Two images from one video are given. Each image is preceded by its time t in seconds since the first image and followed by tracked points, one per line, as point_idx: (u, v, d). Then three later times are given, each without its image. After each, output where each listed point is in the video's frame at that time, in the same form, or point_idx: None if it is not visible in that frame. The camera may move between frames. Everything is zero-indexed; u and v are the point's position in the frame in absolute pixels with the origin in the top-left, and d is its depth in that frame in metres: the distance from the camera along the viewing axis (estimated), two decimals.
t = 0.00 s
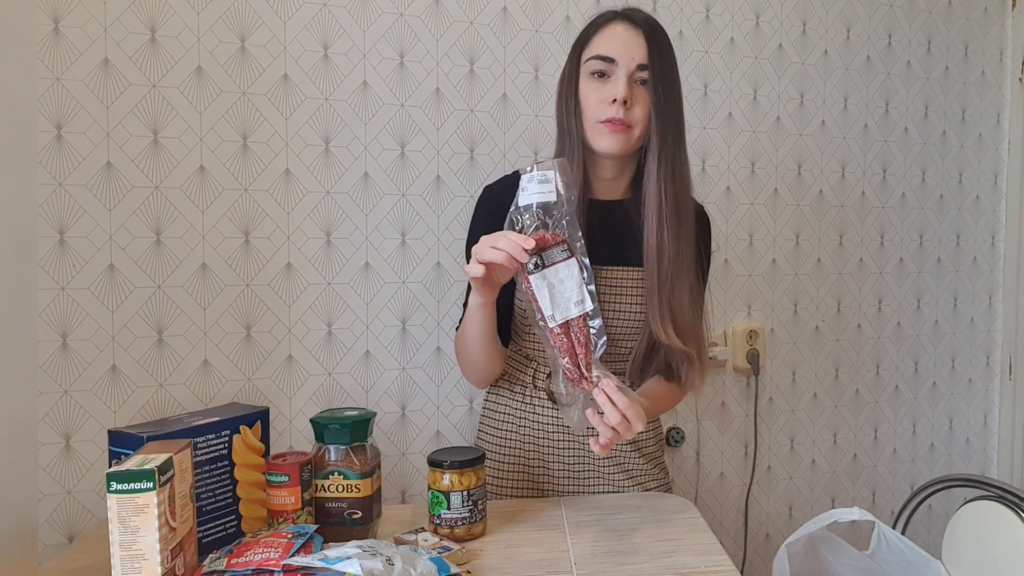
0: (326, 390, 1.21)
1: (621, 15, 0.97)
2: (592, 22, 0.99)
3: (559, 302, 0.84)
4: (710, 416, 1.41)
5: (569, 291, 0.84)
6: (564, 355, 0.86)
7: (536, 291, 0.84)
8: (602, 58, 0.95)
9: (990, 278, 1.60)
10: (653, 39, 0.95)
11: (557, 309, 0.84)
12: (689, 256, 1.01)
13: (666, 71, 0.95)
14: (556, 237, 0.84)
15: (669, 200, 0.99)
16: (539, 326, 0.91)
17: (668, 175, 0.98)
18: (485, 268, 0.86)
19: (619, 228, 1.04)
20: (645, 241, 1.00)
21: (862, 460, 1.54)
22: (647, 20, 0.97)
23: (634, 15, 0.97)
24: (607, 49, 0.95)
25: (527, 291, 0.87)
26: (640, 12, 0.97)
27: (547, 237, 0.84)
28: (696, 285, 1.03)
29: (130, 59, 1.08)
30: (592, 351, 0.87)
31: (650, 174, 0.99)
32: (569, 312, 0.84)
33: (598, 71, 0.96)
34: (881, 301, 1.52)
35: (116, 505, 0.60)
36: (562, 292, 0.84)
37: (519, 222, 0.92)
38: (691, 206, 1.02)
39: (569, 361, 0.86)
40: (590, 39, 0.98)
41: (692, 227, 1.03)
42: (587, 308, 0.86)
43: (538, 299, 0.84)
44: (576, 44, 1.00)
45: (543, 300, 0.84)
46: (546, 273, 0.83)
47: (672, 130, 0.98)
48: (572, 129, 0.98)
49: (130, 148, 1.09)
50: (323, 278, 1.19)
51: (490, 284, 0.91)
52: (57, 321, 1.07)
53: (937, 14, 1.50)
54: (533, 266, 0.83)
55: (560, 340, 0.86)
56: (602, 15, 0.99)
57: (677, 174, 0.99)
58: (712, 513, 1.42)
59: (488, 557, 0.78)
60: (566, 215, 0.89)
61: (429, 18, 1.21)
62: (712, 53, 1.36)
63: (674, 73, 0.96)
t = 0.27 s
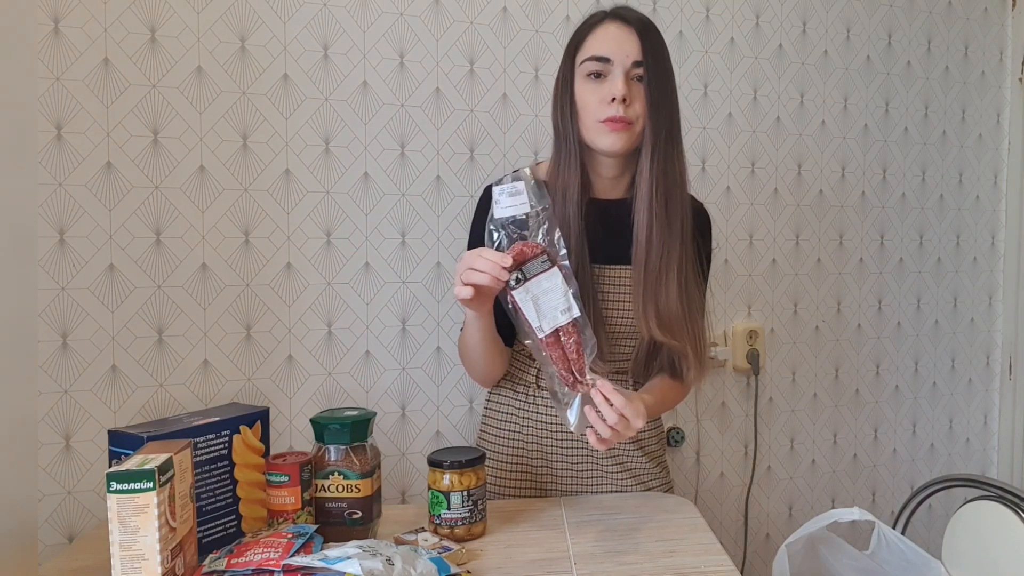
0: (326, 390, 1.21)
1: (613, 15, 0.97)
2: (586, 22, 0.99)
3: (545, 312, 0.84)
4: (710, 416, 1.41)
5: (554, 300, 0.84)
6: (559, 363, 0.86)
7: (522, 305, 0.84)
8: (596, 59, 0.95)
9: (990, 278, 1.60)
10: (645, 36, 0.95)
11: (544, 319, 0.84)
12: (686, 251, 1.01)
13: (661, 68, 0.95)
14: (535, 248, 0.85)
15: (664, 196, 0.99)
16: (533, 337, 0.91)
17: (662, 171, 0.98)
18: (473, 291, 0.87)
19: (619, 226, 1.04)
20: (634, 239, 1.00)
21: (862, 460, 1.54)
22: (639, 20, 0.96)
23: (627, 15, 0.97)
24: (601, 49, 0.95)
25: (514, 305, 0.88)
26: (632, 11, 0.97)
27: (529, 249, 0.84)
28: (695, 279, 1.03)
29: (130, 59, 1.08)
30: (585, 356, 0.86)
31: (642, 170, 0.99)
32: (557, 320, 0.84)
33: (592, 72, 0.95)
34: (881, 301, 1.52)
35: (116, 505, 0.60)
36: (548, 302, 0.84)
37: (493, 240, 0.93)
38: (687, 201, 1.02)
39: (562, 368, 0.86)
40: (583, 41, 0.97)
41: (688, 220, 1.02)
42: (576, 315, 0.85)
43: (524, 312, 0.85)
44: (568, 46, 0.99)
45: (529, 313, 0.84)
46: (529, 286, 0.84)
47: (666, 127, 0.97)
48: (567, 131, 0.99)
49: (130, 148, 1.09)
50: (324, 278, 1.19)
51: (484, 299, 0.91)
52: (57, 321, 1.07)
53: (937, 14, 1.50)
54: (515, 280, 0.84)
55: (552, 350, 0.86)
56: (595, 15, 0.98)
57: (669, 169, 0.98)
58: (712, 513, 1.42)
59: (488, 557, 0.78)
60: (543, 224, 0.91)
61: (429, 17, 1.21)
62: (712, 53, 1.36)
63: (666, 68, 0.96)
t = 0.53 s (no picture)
0: (326, 390, 1.21)
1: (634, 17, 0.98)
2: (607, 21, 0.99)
3: (550, 314, 0.84)
4: (710, 416, 1.41)
5: (560, 303, 0.84)
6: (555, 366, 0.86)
7: (528, 304, 0.84)
8: (616, 56, 0.95)
9: (990, 278, 1.60)
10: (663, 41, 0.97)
11: (548, 320, 0.84)
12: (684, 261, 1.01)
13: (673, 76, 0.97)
14: (548, 249, 0.85)
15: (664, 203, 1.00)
16: (533, 337, 0.92)
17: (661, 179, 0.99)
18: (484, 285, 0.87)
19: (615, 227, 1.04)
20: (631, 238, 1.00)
21: (862, 460, 1.54)
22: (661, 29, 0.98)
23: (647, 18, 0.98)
24: (621, 47, 0.95)
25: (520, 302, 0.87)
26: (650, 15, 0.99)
27: (542, 250, 0.84)
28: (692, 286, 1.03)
29: (130, 59, 1.08)
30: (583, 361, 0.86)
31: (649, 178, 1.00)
32: (560, 324, 0.84)
33: (608, 66, 0.96)
34: (881, 301, 1.52)
35: (116, 505, 0.60)
36: (553, 304, 0.84)
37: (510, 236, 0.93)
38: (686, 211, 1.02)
39: (559, 371, 0.86)
40: (604, 35, 0.98)
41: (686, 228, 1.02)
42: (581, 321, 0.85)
43: (529, 311, 0.85)
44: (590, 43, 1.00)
45: (534, 313, 0.84)
46: (537, 286, 0.84)
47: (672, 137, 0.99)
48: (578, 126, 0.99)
49: (130, 149, 1.09)
50: (324, 278, 1.19)
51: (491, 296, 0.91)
52: (57, 321, 1.07)
53: (937, 14, 1.50)
54: (525, 279, 0.83)
55: (552, 352, 0.86)
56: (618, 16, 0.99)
57: (670, 174, 0.99)
58: (712, 514, 1.42)
59: (487, 557, 0.78)
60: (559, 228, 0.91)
61: (429, 17, 1.21)
62: (712, 53, 1.36)
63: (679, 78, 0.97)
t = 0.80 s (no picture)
0: (326, 390, 1.21)
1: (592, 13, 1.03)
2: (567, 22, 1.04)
3: (547, 305, 0.85)
4: (710, 416, 1.41)
5: (557, 295, 0.85)
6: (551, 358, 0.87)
7: (525, 296, 0.85)
8: (574, 47, 0.98)
9: (990, 278, 1.60)
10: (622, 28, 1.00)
11: (545, 311, 0.85)
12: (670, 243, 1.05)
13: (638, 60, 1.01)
14: (546, 241, 0.85)
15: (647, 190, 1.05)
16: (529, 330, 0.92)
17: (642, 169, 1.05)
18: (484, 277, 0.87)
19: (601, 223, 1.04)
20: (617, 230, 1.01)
21: (862, 460, 1.54)
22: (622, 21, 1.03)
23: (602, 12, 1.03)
24: (581, 38, 0.99)
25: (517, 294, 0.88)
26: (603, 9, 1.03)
27: (542, 242, 0.85)
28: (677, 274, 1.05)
29: (130, 59, 1.08)
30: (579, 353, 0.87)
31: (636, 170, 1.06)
32: (557, 315, 0.86)
33: (569, 59, 0.99)
34: (881, 301, 1.52)
35: (116, 505, 0.60)
36: (551, 296, 0.85)
37: (507, 228, 0.94)
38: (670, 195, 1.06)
39: (555, 363, 0.87)
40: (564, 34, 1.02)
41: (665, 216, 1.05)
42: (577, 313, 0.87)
43: (527, 303, 0.86)
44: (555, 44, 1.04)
45: (531, 304, 0.85)
46: (535, 277, 0.85)
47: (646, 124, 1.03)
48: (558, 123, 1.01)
49: (130, 149, 1.09)
50: (324, 278, 1.19)
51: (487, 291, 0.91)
52: (57, 321, 1.07)
53: (936, 14, 1.50)
54: (523, 270, 0.84)
55: (548, 344, 0.87)
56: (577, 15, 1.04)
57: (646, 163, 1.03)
58: (712, 514, 1.42)
59: (487, 557, 0.78)
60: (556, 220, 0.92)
61: (429, 17, 1.21)
62: (712, 53, 1.36)
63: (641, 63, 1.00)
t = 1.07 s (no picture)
0: (326, 390, 1.21)
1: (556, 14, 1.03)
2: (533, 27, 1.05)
3: (540, 299, 0.85)
4: (710, 416, 1.41)
5: (550, 289, 0.85)
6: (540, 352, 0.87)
7: (518, 287, 0.85)
8: (542, 54, 0.99)
9: (990, 278, 1.60)
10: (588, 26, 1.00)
11: (537, 305, 0.85)
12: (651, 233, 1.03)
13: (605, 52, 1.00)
14: (542, 234, 0.85)
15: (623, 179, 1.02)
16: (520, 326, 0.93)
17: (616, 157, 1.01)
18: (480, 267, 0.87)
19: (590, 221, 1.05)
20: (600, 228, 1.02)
21: (862, 460, 1.54)
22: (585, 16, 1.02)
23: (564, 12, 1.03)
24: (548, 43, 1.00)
25: (513, 285, 0.88)
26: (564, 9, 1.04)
27: (539, 236, 0.85)
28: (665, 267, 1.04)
29: (130, 59, 1.08)
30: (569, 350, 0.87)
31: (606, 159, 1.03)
32: (549, 309, 0.85)
33: (542, 67, 1.00)
34: (881, 301, 1.52)
35: (116, 505, 0.60)
36: (544, 290, 0.85)
37: (505, 218, 0.94)
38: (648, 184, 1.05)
39: (543, 357, 0.86)
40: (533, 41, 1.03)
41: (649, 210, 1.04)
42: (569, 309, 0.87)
43: (520, 294, 0.86)
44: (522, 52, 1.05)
45: (524, 296, 0.85)
46: (529, 270, 0.84)
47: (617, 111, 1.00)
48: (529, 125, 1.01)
49: (130, 149, 1.09)
50: (323, 278, 1.19)
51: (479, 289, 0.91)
52: (57, 321, 1.07)
53: (936, 14, 1.50)
54: (518, 262, 0.84)
55: (538, 336, 0.86)
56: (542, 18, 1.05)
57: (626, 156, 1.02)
58: (712, 514, 1.42)
59: (487, 557, 0.78)
60: (555, 213, 0.92)
61: (429, 17, 1.21)
62: (712, 53, 1.36)
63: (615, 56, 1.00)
